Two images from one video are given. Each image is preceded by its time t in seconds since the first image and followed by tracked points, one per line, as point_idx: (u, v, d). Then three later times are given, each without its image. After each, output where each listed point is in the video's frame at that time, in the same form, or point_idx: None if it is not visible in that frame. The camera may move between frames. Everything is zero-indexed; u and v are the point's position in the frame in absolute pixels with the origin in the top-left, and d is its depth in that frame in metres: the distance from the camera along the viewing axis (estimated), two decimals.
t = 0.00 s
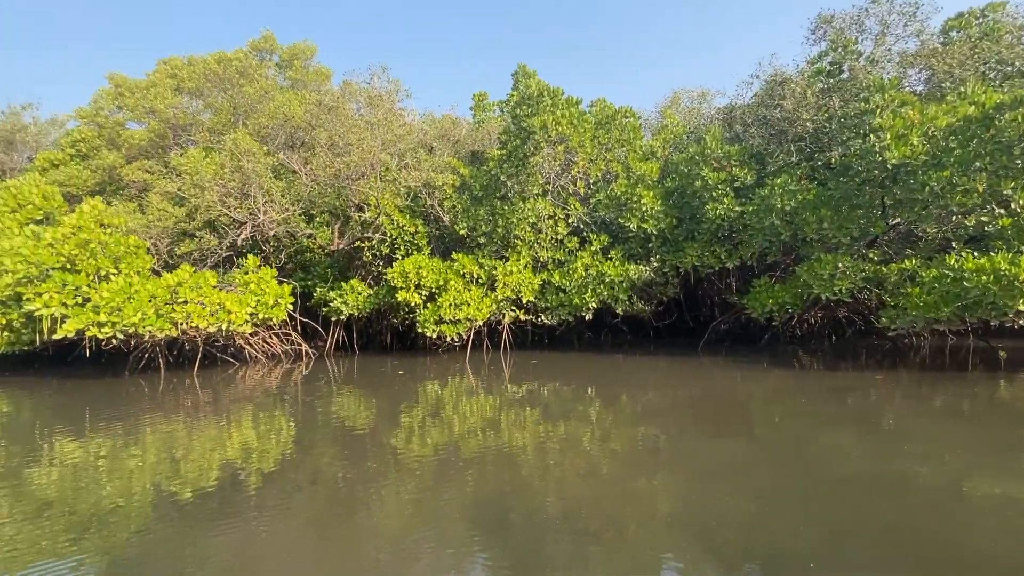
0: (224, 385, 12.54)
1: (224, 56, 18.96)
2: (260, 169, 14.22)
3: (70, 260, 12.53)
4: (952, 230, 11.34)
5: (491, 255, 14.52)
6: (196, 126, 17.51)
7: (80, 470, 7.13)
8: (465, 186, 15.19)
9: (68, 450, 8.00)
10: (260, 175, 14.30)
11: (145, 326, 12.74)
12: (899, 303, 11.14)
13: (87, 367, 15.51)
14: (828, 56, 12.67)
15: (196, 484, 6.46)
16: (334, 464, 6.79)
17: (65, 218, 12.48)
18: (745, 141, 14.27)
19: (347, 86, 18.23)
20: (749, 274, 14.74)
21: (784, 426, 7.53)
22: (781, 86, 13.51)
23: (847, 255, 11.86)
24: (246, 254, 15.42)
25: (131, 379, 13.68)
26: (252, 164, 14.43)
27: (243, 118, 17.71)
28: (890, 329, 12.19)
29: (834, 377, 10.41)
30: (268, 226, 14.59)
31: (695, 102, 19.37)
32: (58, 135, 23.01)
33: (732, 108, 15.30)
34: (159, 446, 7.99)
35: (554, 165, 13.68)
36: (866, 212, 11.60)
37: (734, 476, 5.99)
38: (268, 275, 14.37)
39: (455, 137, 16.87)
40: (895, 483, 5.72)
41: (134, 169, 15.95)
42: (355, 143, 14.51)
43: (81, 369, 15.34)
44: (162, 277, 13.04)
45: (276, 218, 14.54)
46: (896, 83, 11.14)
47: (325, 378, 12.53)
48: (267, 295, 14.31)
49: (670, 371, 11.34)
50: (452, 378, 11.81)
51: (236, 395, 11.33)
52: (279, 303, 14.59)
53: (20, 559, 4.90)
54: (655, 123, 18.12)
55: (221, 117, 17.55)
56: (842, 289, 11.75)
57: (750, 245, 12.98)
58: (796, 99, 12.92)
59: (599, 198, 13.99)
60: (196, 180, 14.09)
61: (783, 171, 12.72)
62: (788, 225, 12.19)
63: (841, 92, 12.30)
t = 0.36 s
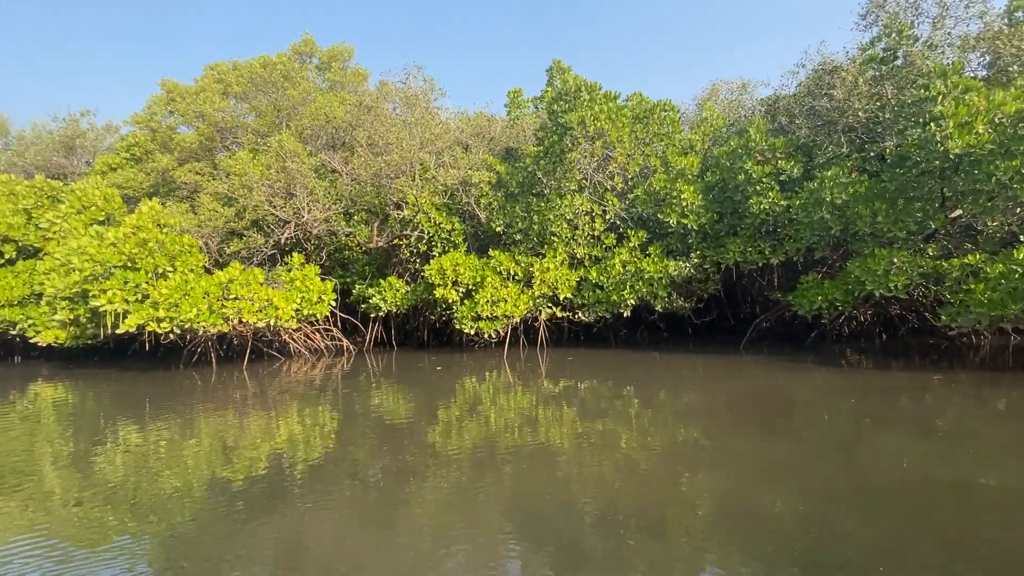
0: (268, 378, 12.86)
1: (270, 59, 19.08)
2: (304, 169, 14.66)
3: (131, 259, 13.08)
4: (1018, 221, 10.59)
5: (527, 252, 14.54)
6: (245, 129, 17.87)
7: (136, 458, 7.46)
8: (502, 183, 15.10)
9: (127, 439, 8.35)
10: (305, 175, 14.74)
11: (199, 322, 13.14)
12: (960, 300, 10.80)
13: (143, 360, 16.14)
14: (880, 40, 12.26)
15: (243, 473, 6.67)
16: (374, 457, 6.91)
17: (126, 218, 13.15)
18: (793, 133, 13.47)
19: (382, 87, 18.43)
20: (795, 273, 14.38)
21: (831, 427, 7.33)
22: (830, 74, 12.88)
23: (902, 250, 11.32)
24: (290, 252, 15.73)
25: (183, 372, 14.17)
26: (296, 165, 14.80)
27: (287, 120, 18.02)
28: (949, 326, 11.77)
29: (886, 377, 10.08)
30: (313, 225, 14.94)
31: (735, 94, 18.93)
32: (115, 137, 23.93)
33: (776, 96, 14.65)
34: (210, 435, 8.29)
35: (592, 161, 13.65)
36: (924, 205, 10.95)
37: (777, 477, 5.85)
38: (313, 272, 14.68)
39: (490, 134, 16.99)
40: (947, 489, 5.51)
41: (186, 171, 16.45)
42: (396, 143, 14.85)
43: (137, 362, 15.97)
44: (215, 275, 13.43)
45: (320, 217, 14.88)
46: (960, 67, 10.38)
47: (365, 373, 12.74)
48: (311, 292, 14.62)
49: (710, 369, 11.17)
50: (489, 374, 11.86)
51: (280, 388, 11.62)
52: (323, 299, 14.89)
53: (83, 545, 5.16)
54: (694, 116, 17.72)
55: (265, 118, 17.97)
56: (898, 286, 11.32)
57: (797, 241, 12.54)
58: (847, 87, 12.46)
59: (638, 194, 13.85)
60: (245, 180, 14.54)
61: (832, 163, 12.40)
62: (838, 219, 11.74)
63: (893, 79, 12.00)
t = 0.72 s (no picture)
0: (305, 373, 13.11)
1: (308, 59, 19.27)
2: (341, 167, 15.04)
3: (179, 256, 13.52)
4: None
5: (559, 249, 14.52)
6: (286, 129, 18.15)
7: (181, 448, 7.71)
8: (534, 180, 15.07)
9: (174, 429, 8.62)
10: (343, 173, 15.11)
11: (243, 318, 13.54)
12: None
13: (187, 354, 16.65)
14: (934, 26, 11.25)
15: (280, 465, 6.79)
16: (407, 451, 6.96)
17: (175, 218, 13.56)
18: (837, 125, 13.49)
19: (415, 87, 18.50)
20: (840, 271, 13.81)
21: (875, 429, 7.11)
22: (879, 62, 12.71)
23: (959, 245, 10.59)
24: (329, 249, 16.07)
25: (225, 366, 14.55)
26: (335, 164, 15.25)
27: (324, 120, 18.27)
28: (1009, 327, 11.13)
29: (935, 378, 9.72)
30: (349, 223, 15.18)
31: (774, 85, 18.41)
32: (161, 138, 24.62)
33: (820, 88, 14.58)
34: (251, 427, 8.51)
35: (626, 155, 13.59)
36: (983, 198, 10.35)
37: (818, 481, 5.68)
38: (350, 269, 14.89)
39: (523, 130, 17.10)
40: (997, 494, 5.29)
41: (229, 171, 16.80)
42: (430, 141, 15.08)
43: (182, 356, 16.49)
44: (258, 271, 13.77)
45: (357, 215, 15.14)
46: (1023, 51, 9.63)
47: (399, 368, 12.88)
48: (349, 288, 14.81)
49: (748, 368, 10.93)
50: (522, 371, 11.85)
51: (317, 382, 11.84)
52: (360, 296, 15.03)
53: (129, 533, 5.33)
54: (732, 109, 17.27)
55: (303, 118, 18.29)
56: (953, 283, 10.53)
57: (845, 238, 12.03)
58: (897, 75, 12.04)
59: (674, 188, 13.66)
60: (285, 179, 14.96)
61: (881, 156, 11.89)
62: (889, 215, 11.20)
63: (948, 66, 11.25)
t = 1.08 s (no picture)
0: (337, 367, 13.28)
1: (341, 60, 19.33)
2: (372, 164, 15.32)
3: (219, 252, 13.76)
4: None
5: (590, 245, 14.45)
6: (320, 129, 18.40)
7: (221, 438, 7.90)
8: (565, 176, 15.01)
9: (212, 421, 8.81)
10: (374, 170, 15.40)
11: (279, 314, 13.70)
12: None
13: (224, 348, 17.01)
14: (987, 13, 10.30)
15: (312, 458, 6.88)
16: (437, 446, 6.98)
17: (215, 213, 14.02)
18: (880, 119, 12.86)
19: (442, 85, 18.48)
20: (879, 268, 13.33)
21: (918, 432, 6.89)
22: (927, 51, 12.17)
23: (1016, 242, 9.87)
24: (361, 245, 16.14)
25: (259, 360, 14.83)
26: (366, 161, 15.51)
27: (357, 119, 18.46)
28: None
29: (982, 380, 9.35)
30: (382, 218, 15.47)
31: (810, 77, 17.87)
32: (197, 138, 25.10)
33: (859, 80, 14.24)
34: (287, 420, 8.67)
35: (659, 152, 13.31)
36: None
37: (857, 484, 5.51)
38: (382, 265, 15.08)
39: (551, 127, 16.75)
40: None
41: (263, 169, 17.07)
42: (462, 139, 15.30)
43: (219, 350, 16.86)
44: (294, 267, 14.03)
45: (389, 211, 15.43)
46: None
47: (428, 364, 12.99)
48: (382, 284, 15.05)
49: (782, 368, 10.69)
50: (552, 368, 11.83)
51: (349, 376, 12.03)
52: (392, 291, 15.28)
53: (166, 522, 5.45)
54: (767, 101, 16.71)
55: (335, 117, 18.50)
56: (1009, 282, 9.83)
57: (888, 234, 11.40)
58: (948, 64, 11.33)
59: (707, 184, 13.29)
60: (319, 176, 15.32)
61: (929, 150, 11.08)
62: (938, 210, 10.54)
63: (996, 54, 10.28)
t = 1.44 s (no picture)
0: (364, 363, 13.42)
1: (370, 57, 19.45)
2: (399, 161, 15.47)
3: (253, 249, 13.97)
4: None
5: (616, 243, 14.32)
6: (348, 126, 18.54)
7: (252, 431, 8.05)
8: (591, 173, 14.95)
9: (243, 413, 8.98)
10: (401, 167, 15.55)
11: (311, 310, 13.89)
12: None
13: (254, 343, 17.32)
14: None
15: (339, 451, 6.95)
16: (462, 442, 7.00)
17: (248, 210, 14.12)
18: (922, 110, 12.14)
19: (467, 83, 18.48)
20: (918, 267, 12.95)
21: (957, 435, 6.69)
22: (974, 41, 11.11)
23: None
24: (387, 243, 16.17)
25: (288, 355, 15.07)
26: (394, 159, 15.69)
27: (385, 117, 18.60)
28: None
29: None
30: (410, 216, 15.51)
31: (844, 70, 17.37)
32: (227, 137, 25.49)
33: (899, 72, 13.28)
34: (317, 414, 8.80)
35: (688, 148, 13.22)
36: None
37: (893, 487, 5.38)
38: (409, 262, 15.10)
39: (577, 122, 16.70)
40: None
41: (293, 167, 17.29)
42: (489, 136, 15.38)
43: (250, 344, 17.17)
44: (325, 264, 14.20)
45: (417, 208, 15.47)
46: None
47: (453, 360, 13.04)
48: (410, 281, 15.08)
49: (814, 369, 10.46)
50: (578, 366, 11.79)
51: (375, 371, 12.15)
52: (418, 288, 15.30)
53: (198, 513, 5.56)
54: (800, 95, 16.32)
55: (363, 116, 18.66)
56: None
57: (931, 231, 10.94)
58: (997, 55, 10.31)
59: (739, 180, 13.15)
60: (349, 174, 15.61)
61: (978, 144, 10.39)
62: (986, 207, 10.13)
63: None
